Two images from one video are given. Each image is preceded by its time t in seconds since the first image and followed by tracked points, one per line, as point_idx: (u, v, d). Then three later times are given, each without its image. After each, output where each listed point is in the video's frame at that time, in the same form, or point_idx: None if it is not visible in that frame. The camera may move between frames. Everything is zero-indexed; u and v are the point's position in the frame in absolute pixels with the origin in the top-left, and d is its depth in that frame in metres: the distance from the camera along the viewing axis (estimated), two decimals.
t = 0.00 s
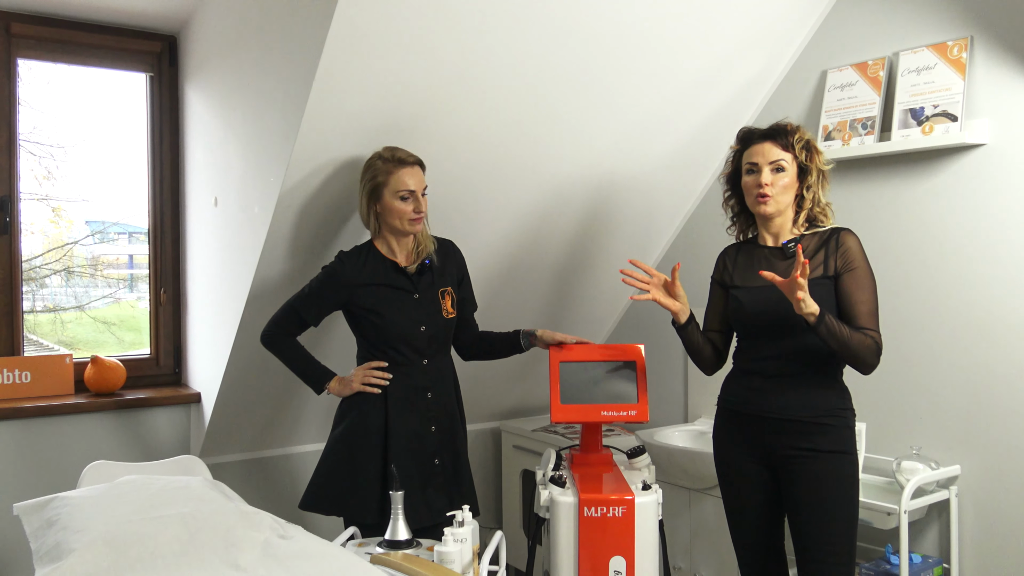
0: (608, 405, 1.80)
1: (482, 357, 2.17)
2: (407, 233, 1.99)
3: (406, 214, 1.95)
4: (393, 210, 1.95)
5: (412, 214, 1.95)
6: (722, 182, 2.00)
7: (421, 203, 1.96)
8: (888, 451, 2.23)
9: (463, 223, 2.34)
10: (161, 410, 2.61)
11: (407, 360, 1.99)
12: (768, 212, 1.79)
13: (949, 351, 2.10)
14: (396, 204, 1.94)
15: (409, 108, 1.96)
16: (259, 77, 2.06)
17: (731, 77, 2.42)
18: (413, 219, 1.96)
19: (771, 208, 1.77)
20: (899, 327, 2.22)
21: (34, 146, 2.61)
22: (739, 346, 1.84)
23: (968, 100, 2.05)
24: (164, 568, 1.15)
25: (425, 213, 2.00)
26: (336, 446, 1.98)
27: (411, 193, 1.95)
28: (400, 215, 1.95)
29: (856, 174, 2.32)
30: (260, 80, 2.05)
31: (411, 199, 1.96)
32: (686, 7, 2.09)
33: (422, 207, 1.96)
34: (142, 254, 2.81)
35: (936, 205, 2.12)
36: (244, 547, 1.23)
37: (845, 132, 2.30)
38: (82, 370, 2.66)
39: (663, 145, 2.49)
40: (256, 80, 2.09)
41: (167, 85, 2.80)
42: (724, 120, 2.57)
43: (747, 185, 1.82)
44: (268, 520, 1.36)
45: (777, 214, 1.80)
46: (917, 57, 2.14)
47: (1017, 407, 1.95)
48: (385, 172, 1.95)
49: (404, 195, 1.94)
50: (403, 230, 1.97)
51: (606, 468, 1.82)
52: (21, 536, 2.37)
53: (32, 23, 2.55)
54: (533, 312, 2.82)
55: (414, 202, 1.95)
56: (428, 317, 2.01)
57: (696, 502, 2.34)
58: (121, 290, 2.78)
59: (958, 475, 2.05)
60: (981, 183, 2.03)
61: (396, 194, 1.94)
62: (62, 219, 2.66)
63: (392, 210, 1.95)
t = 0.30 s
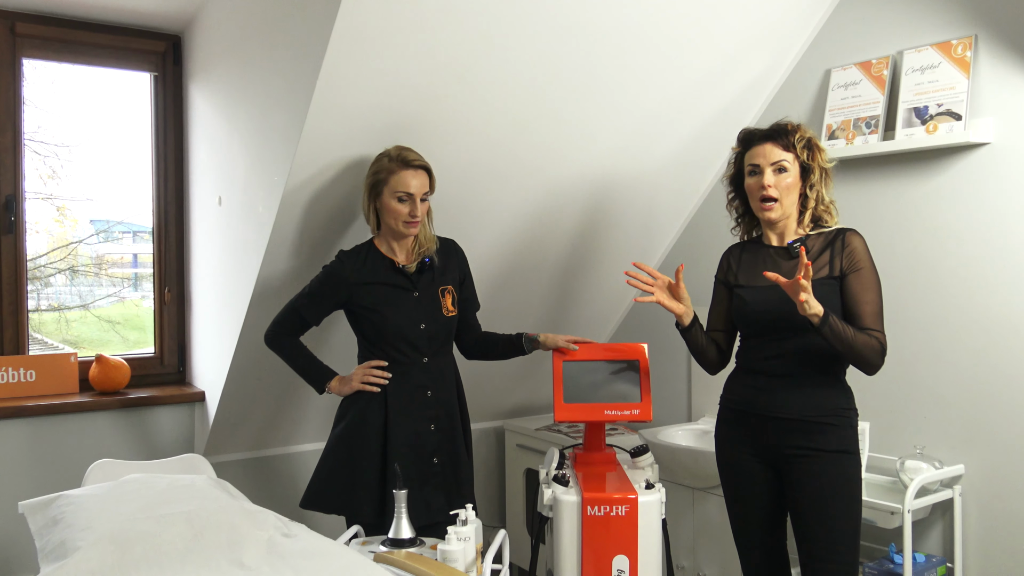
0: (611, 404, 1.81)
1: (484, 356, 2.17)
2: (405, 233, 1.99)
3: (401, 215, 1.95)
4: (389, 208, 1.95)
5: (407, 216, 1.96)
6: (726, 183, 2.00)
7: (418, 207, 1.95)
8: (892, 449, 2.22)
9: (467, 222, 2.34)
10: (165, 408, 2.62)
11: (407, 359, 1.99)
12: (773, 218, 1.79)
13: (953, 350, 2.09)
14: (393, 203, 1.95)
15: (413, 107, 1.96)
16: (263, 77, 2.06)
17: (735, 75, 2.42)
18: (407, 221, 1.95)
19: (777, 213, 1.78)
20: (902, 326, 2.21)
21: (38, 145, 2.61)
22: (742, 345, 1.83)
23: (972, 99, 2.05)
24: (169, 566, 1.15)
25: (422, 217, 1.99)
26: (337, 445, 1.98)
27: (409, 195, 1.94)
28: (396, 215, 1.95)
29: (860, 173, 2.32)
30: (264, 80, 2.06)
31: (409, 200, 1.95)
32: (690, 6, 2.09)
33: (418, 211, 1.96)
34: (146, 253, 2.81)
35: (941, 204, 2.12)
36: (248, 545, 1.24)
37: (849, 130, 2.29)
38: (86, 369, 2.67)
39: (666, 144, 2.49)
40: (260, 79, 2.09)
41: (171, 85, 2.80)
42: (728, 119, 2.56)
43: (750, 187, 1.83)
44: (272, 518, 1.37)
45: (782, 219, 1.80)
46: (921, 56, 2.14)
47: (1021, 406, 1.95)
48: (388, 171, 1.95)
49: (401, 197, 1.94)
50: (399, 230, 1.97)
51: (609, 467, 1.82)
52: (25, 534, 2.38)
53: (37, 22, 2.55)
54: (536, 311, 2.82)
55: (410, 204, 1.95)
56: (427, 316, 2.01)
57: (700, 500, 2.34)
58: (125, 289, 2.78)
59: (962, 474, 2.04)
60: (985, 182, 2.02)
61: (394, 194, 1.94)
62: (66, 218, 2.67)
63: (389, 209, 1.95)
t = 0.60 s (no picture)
0: (612, 402, 1.82)
1: (483, 356, 2.17)
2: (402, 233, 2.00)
3: (397, 214, 1.96)
4: (385, 207, 1.97)
5: (404, 215, 1.96)
6: (730, 186, 2.00)
7: (413, 207, 1.95)
8: (892, 448, 2.22)
9: (467, 221, 2.34)
10: (167, 407, 2.63)
11: (406, 357, 1.99)
12: (780, 207, 1.78)
13: (953, 349, 2.09)
14: (390, 202, 1.96)
15: (413, 106, 1.96)
16: (264, 76, 2.07)
17: (735, 75, 2.42)
18: (403, 221, 1.96)
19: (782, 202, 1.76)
20: (903, 325, 2.21)
21: (40, 144, 2.62)
22: (743, 344, 1.83)
23: (973, 98, 2.05)
24: (170, 563, 1.16)
25: (420, 218, 1.98)
26: (338, 444, 1.99)
27: (405, 195, 1.94)
28: (392, 213, 1.96)
29: (861, 172, 2.32)
30: (265, 79, 2.06)
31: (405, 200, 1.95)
32: (690, 5, 2.09)
33: (414, 211, 1.96)
34: (147, 252, 2.82)
35: (941, 203, 2.12)
36: (248, 543, 1.24)
37: (850, 129, 2.29)
38: (88, 368, 2.68)
39: (667, 143, 2.49)
40: (261, 78, 2.10)
41: (172, 85, 2.81)
42: (728, 118, 2.57)
43: (754, 183, 1.82)
44: (273, 516, 1.37)
45: (787, 209, 1.79)
46: (922, 54, 2.14)
47: (1021, 405, 1.95)
48: (385, 169, 1.96)
49: (398, 196, 1.95)
50: (395, 229, 1.98)
51: (610, 465, 1.83)
52: (27, 532, 2.38)
53: (39, 22, 2.56)
54: (537, 310, 2.83)
55: (406, 204, 1.95)
56: (426, 315, 2.01)
57: (700, 499, 2.34)
58: (126, 289, 2.79)
59: (962, 473, 2.04)
60: (985, 181, 2.02)
61: (390, 193, 1.95)
62: (68, 217, 2.68)
63: (386, 206, 1.97)
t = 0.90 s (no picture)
0: (611, 401, 1.82)
1: (486, 354, 2.18)
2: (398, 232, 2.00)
3: (389, 211, 1.95)
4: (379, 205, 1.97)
5: (396, 213, 1.95)
6: (730, 190, 2.00)
7: (405, 204, 1.94)
8: (892, 447, 2.22)
9: (467, 220, 2.35)
10: (166, 406, 2.63)
11: (405, 357, 1.99)
12: (789, 204, 1.78)
13: (953, 348, 2.10)
14: (383, 199, 1.96)
15: (413, 105, 1.96)
16: (264, 75, 2.06)
17: (735, 74, 2.43)
18: (396, 218, 1.95)
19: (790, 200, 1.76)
20: (902, 324, 2.21)
21: (39, 143, 2.62)
22: (743, 342, 1.83)
23: (972, 97, 2.05)
24: (171, 562, 1.16)
25: (414, 216, 1.97)
26: (337, 443, 1.99)
27: (397, 192, 1.94)
28: (385, 211, 1.96)
29: (861, 171, 2.32)
30: (265, 77, 2.06)
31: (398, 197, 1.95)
32: (690, 4, 2.10)
33: (406, 209, 1.95)
34: (147, 251, 2.82)
35: (941, 202, 2.12)
36: (248, 541, 1.24)
37: (849, 128, 2.29)
38: (88, 367, 2.68)
39: (667, 142, 2.49)
40: (261, 77, 2.10)
41: (173, 84, 2.81)
42: (728, 117, 2.57)
43: (759, 185, 1.82)
44: (273, 515, 1.37)
45: (795, 206, 1.80)
46: (922, 53, 2.14)
47: (1020, 404, 1.95)
48: (376, 168, 1.97)
49: (390, 193, 1.95)
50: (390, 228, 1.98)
51: (610, 464, 1.83)
52: (27, 531, 2.39)
53: (38, 20, 2.56)
54: (537, 309, 2.83)
55: (398, 202, 1.95)
56: (425, 314, 2.01)
57: (700, 498, 2.35)
58: (126, 288, 2.79)
59: (961, 472, 2.05)
60: (984, 180, 2.02)
61: (382, 190, 1.95)
62: (68, 216, 2.68)
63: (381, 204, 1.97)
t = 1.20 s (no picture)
0: (611, 399, 1.81)
1: (486, 352, 2.18)
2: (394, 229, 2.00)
3: (384, 207, 1.96)
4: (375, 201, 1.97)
5: (391, 209, 1.96)
6: (727, 191, 2.00)
7: (400, 200, 1.95)
8: (892, 445, 2.22)
9: (467, 218, 2.35)
10: (167, 404, 2.63)
11: (405, 354, 2.00)
12: (789, 206, 1.78)
13: (952, 346, 2.10)
14: (379, 195, 1.97)
15: (413, 103, 1.97)
16: (265, 73, 2.07)
17: (735, 72, 2.43)
18: (391, 214, 1.96)
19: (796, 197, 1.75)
20: (903, 322, 2.21)
21: (40, 142, 2.62)
22: (743, 340, 1.84)
23: (973, 95, 2.05)
24: (172, 560, 1.16)
25: (409, 211, 1.98)
26: (337, 441, 1.99)
27: (392, 187, 1.95)
28: (381, 207, 1.97)
29: (861, 169, 2.32)
30: (265, 75, 2.06)
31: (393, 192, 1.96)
32: (690, 2, 2.10)
33: (402, 204, 1.96)
34: (148, 250, 2.82)
35: (942, 200, 2.12)
36: (249, 539, 1.24)
37: (850, 126, 2.29)
38: (89, 365, 2.68)
39: (667, 140, 2.49)
40: (261, 75, 2.10)
41: (173, 82, 2.81)
42: (728, 115, 2.56)
43: (757, 189, 1.81)
44: (273, 513, 1.37)
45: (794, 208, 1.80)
46: (922, 51, 2.14)
47: (1020, 402, 1.95)
48: (370, 164, 1.98)
49: (384, 188, 1.96)
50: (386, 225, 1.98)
51: (610, 463, 1.83)
52: (28, 529, 2.39)
53: (39, 19, 2.56)
54: (537, 307, 2.83)
55: (393, 197, 1.95)
56: (424, 311, 2.01)
57: (700, 496, 2.35)
58: (127, 286, 2.79)
59: (962, 470, 2.05)
60: (985, 178, 2.02)
61: (377, 185, 1.96)
62: (69, 215, 2.68)
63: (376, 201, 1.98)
